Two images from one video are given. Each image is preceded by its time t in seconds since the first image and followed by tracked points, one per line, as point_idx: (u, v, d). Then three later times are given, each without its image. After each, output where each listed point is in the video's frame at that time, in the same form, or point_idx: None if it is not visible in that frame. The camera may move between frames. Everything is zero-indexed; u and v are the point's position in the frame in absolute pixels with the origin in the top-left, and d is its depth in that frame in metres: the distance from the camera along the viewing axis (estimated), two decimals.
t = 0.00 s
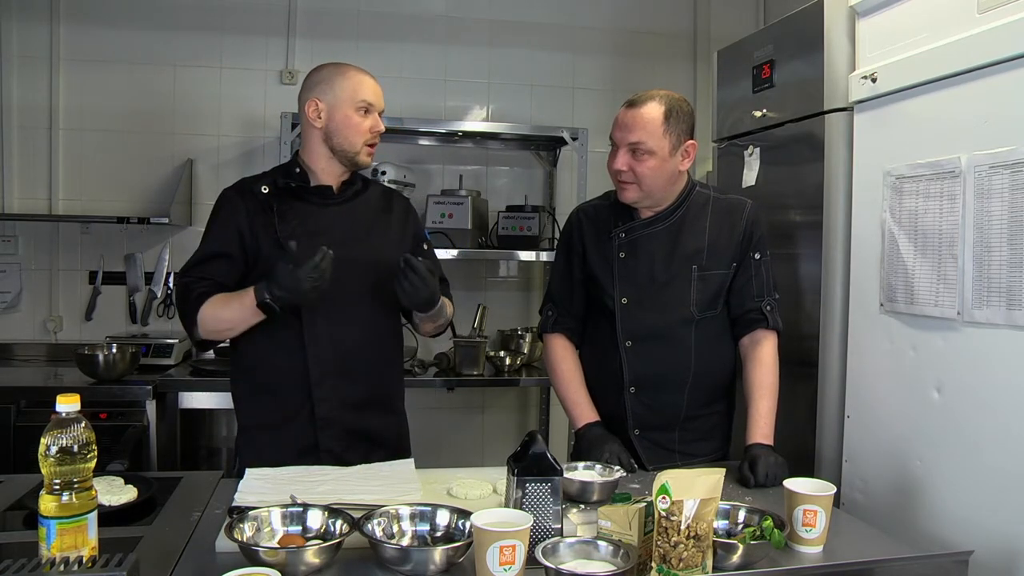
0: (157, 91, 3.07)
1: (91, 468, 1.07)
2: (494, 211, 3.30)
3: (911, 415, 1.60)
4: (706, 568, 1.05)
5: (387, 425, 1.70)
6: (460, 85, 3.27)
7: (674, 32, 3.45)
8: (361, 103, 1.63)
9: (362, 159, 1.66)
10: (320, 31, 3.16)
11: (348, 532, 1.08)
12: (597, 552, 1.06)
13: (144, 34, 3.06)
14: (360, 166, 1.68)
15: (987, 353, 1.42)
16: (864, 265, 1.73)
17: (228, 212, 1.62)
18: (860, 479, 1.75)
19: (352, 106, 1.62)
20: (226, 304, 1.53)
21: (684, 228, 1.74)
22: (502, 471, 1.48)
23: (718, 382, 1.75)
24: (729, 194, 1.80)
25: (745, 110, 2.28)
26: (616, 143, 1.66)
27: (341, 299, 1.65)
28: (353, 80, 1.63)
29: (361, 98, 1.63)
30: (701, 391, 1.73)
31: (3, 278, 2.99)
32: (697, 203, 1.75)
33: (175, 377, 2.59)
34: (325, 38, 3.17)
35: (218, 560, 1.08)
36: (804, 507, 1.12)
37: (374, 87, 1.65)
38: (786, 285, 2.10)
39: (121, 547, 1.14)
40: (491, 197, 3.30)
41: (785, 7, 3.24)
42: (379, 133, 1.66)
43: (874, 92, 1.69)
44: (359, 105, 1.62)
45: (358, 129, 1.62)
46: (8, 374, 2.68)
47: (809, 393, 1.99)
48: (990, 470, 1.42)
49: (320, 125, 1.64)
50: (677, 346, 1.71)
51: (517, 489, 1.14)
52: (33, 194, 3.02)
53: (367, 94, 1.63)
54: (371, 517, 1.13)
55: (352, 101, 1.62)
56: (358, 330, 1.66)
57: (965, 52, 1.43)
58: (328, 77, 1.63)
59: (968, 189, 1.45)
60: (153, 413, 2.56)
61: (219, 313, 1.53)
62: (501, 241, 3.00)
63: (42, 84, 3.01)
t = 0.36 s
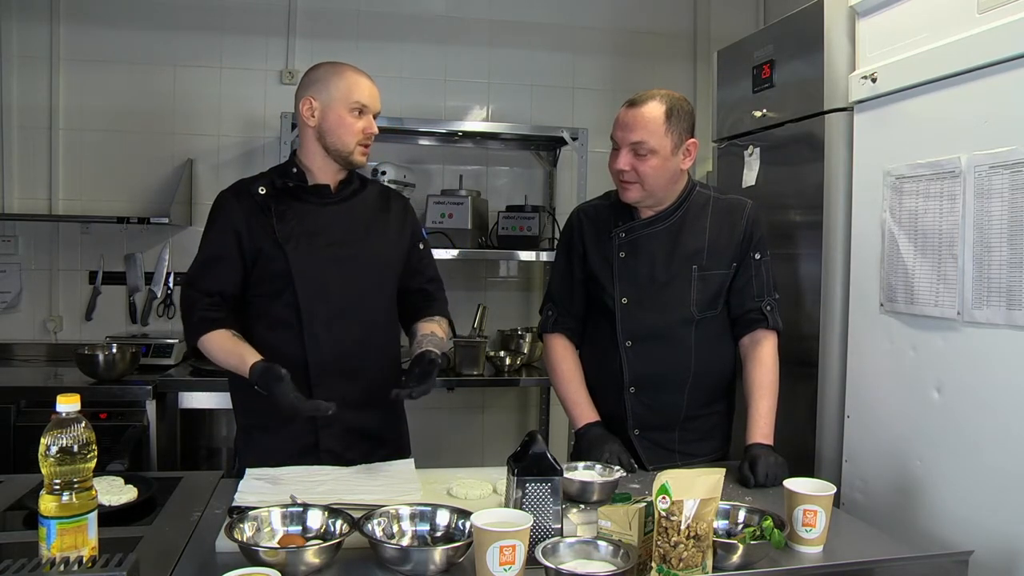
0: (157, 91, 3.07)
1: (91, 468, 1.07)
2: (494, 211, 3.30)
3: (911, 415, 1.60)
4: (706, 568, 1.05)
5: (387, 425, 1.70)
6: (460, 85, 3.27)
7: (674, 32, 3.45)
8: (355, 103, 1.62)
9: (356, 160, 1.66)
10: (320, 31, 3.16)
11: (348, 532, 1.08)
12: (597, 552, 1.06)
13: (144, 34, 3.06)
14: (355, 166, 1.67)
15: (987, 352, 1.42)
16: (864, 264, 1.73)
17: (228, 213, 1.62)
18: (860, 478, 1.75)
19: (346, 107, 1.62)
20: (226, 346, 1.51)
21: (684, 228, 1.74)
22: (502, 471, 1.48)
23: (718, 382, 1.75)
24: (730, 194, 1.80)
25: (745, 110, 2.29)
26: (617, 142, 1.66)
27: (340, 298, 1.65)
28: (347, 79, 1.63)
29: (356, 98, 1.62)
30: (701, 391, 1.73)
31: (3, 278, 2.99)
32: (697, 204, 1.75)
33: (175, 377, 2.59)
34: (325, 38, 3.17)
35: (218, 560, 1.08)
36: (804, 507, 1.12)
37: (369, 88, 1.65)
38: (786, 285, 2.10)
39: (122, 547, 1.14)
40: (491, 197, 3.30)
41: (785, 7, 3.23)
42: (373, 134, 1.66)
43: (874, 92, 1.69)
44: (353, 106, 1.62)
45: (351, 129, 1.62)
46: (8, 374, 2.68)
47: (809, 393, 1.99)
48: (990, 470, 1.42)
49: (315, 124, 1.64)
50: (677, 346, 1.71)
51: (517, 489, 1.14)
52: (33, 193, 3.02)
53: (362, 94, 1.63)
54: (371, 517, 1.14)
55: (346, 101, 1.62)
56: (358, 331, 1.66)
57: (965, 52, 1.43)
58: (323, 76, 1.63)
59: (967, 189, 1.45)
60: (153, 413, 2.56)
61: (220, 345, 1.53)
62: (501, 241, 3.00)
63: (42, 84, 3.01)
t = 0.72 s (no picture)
0: (157, 90, 3.07)
1: (91, 468, 1.07)
2: (494, 212, 3.30)
3: (911, 415, 1.60)
4: (706, 568, 1.05)
5: (387, 425, 1.70)
6: (460, 85, 3.27)
7: (674, 32, 3.45)
8: (350, 98, 1.62)
9: (354, 156, 1.65)
10: (320, 30, 3.16)
11: (348, 532, 1.08)
12: (597, 552, 1.06)
13: (144, 34, 3.06)
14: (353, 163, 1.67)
15: (988, 352, 1.42)
16: (864, 264, 1.73)
17: (227, 214, 1.63)
18: (860, 478, 1.75)
19: (341, 102, 1.62)
20: (230, 342, 1.52)
21: (683, 228, 1.74)
22: (502, 471, 1.48)
23: (718, 382, 1.75)
24: (730, 194, 1.80)
25: (745, 110, 2.29)
26: (616, 143, 1.66)
27: (340, 297, 1.65)
28: (342, 76, 1.63)
29: (351, 94, 1.62)
30: (701, 391, 1.73)
31: (3, 278, 2.99)
32: (697, 203, 1.75)
33: (175, 377, 2.59)
34: (325, 37, 3.17)
35: (218, 560, 1.08)
36: (804, 507, 1.12)
37: (364, 83, 1.65)
38: (786, 285, 2.10)
39: (122, 547, 1.14)
40: (491, 197, 3.30)
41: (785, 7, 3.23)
42: (369, 129, 1.65)
43: (874, 92, 1.69)
44: (349, 101, 1.62)
45: (347, 125, 1.62)
46: (8, 374, 2.68)
47: (809, 393, 1.99)
48: (990, 470, 1.42)
49: (311, 122, 1.64)
50: (676, 346, 1.71)
51: (517, 489, 1.14)
52: (33, 193, 3.02)
53: (357, 90, 1.63)
54: (371, 517, 1.13)
55: (341, 97, 1.62)
56: (358, 330, 1.67)
57: (965, 52, 1.43)
58: (319, 74, 1.63)
59: (968, 189, 1.45)
60: (153, 413, 2.55)
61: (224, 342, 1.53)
62: (501, 241, 3.00)
63: (43, 84, 3.01)
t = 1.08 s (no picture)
0: (157, 90, 3.07)
1: (91, 468, 1.07)
2: (494, 212, 3.30)
3: (911, 415, 1.60)
4: (706, 568, 1.05)
5: (387, 426, 1.70)
6: (460, 85, 3.27)
7: (675, 32, 3.45)
8: (297, 111, 1.52)
9: (317, 164, 1.60)
10: (320, 31, 3.16)
11: (348, 532, 1.08)
12: (597, 552, 1.06)
13: (144, 34, 3.06)
14: (324, 169, 1.61)
15: (988, 352, 1.42)
16: (864, 264, 1.73)
17: (231, 213, 1.63)
18: (860, 478, 1.75)
19: (293, 114, 1.54)
20: (233, 335, 1.53)
21: (684, 228, 1.74)
22: (502, 471, 1.48)
23: (718, 382, 1.75)
24: (730, 194, 1.80)
25: (745, 110, 2.29)
26: (616, 143, 1.66)
27: (340, 298, 1.65)
28: (291, 87, 1.53)
29: (296, 107, 1.52)
30: (701, 391, 1.73)
31: (3, 278, 2.99)
32: (697, 204, 1.75)
33: (175, 377, 2.59)
34: (325, 37, 3.17)
35: (218, 560, 1.08)
36: (804, 507, 1.12)
37: (312, 92, 1.51)
38: (786, 285, 2.10)
39: (122, 547, 1.14)
40: (491, 197, 3.30)
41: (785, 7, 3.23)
42: (321, 141, 1.54)
43: (875, 92, 1.69)
44: (297, 114, 1.53)
45: (298, 138, 1.56)
46: (8, 374, 2.68)
47: (809, 393, 1.99)
48: (990, 469, 1.42)
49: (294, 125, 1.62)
50: (676, 346, 1.71)
51: (517, 489, 1.14)
52: (33, 193, 3.02)
53: (301, 102, 1.51)
54: (371, 517, 1.13)
55: (292, 108, 1.53)
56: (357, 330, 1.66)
57: (965, 52, 1.43)
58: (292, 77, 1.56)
59: (967, 189, 1.45)
60: (154, 413, 2.55)
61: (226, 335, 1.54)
62: (501, 241, 3.00)
63: (43, 84, 3.01)
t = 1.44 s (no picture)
0: (157, 90, 3.07)
1: (91, 468, 1.07)
2: (494, 212, 3.30)
3: (911, 414, 1.59)
4: (706, 568, 1.05)
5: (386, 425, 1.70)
6: (460, 85, 3.27)
7: (674, 32, 3.45)
8: (284, 122, 1.53)
9: (309, 173, 1.60)
10: (320, 31, 3.16)
11: (348, 532, 1.08)
12: (597, 552, 1.06)
13: (144, 35, 3.06)
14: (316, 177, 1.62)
15: (988, 352, 1.42)
16: (864, 264, 1.73)
17: (234, 217, 1.65)
18: (860, 478, 1.75)
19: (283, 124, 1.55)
20: (236, 336, 1.56)
21: (684, 228, 1.74)
22: (502, 471, 1.48)
23: (718, 382, 1.75)
24: (730, 194, 1.80)
25: (745, 110, 2.29)
26: (616, 143, 1.67)
27: (339, 298, 1.65)
28: (280, 97, 1.53)
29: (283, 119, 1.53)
30: (701, 391, 1.73)
31: (3, 278, 2.99)
32: (697, 204, 1.75)
33: (175, 377, 2.59)
34: (325, 37, 3.17)
35: (217, 560, 1.08)
36: (804, 507, 1.12)
37: (295, 103, 1.51)
38: (786, 285, 2.10)
39: (122, 547, 1.14)
40: (491, 197, 3.30)
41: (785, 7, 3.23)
42: (308, 152, 1.55)
43: (875, 92, 1.69)
44: (285, 124, 1.54)
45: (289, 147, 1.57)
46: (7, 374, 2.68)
47: (809, 393, 1.99)
48: (990, 469, 1.42)
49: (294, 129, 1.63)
50: (676, 345, 1.71)
51: (517, 489, 1.14)
52: (33, 193, 3.02)
53: (286, 114, 1.52)
54: (371, 517, 1.13)
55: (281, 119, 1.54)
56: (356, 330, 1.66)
57: (965, 51, 1.43)
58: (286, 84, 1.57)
59: (968, 189, 1.45)
60: (154, 413, 2.55)
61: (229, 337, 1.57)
62: (501, 241, 3.00)
63: (43, 84, 3.01)
